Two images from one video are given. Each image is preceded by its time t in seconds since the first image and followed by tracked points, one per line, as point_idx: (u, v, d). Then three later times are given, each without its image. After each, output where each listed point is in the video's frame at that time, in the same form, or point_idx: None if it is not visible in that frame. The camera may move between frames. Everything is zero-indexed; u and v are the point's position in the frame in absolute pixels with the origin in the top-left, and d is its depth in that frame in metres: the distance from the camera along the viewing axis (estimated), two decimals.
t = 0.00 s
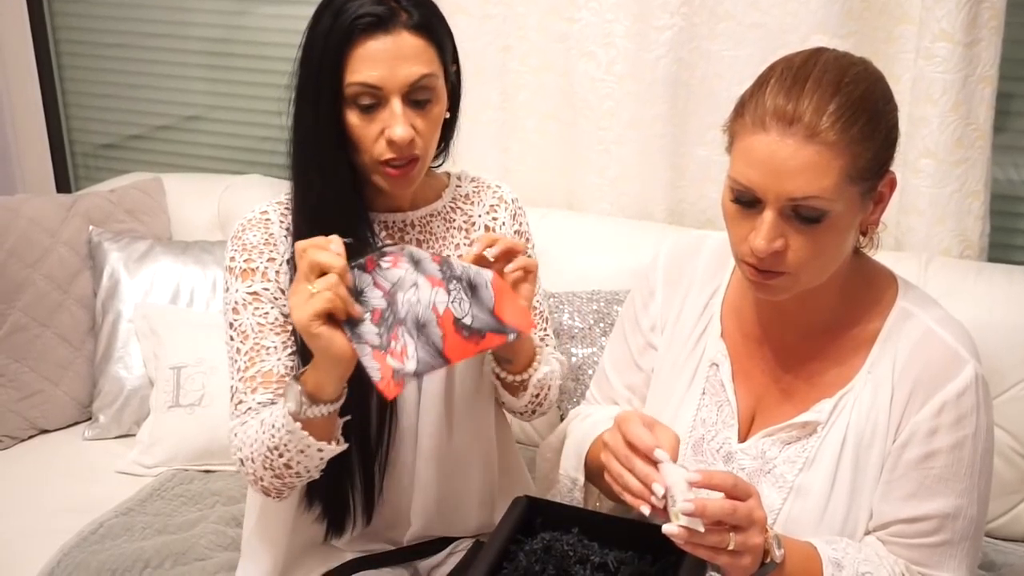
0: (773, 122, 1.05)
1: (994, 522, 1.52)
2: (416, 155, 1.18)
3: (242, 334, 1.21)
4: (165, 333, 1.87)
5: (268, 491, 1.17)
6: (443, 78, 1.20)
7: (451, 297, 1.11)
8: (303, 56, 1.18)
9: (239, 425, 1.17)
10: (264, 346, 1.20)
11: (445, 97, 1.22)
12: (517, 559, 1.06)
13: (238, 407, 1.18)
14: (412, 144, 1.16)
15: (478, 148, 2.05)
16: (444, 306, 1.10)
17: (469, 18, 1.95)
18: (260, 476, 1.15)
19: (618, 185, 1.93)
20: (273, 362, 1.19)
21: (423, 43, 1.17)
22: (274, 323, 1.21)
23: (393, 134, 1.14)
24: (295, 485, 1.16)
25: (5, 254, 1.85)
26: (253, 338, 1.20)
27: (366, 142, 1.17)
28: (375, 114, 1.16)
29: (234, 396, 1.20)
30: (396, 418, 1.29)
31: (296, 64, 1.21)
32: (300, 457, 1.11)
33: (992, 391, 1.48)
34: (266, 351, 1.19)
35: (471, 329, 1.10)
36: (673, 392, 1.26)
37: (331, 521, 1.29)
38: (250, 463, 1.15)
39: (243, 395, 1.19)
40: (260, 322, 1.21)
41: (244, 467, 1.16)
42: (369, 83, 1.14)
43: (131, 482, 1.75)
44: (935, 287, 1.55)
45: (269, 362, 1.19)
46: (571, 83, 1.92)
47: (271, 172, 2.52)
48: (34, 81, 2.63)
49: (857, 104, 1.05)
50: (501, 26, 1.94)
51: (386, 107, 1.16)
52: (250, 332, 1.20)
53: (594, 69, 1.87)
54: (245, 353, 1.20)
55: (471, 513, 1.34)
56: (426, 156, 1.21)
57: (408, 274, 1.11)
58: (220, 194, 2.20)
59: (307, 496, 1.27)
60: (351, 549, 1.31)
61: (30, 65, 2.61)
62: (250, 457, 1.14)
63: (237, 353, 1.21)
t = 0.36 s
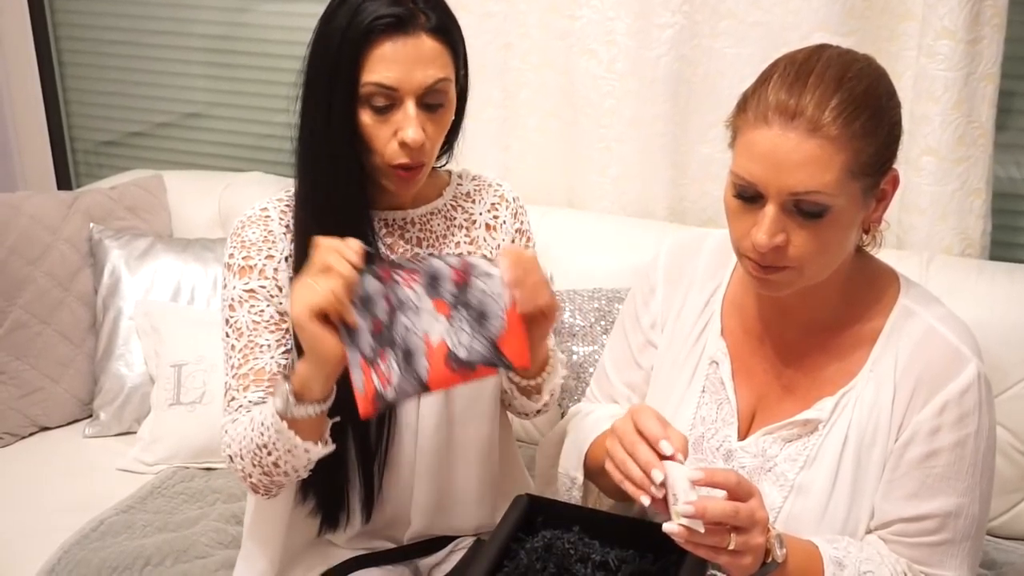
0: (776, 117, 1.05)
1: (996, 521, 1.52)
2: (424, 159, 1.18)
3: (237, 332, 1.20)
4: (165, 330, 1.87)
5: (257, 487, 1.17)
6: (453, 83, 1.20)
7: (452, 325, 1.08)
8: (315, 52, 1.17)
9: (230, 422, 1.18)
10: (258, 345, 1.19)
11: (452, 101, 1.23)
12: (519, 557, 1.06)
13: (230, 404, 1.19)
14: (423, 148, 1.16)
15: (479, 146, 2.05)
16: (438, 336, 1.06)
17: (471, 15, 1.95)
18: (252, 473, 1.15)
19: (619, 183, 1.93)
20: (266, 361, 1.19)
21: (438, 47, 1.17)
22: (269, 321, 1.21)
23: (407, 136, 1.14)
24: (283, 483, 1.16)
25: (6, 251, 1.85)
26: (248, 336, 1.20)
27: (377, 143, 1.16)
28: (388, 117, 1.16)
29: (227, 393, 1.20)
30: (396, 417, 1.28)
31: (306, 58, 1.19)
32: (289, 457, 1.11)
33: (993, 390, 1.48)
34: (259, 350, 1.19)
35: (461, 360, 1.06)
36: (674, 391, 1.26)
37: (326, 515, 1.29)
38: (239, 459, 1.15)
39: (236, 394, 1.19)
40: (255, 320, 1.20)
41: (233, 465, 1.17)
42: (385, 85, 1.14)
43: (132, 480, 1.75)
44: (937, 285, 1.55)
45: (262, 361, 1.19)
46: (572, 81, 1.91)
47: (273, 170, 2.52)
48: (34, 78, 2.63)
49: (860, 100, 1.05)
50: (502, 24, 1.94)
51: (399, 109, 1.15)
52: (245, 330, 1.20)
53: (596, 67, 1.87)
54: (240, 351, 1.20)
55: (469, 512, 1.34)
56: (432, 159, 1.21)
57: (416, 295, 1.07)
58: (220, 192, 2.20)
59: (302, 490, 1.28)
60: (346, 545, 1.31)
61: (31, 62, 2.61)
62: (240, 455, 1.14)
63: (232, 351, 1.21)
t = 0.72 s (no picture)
0: (754, 94, 1.10)
1: (996, 518, 1.51)
2: (427, 166, 1.18)
3: (233, 335, 1.20)
4: (164, 330, 1.87)
5: (254, 493, 1.16)
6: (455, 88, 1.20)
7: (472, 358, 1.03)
8: (314, 58, 1.15)
9: (227, 427, 1.17)
10: (254, 350, 1.19)
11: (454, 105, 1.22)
12: (517, 556, 1.06)
13: (225, 409, 1.19)
14: (427, 156, 1.16)
15: (477, 145, 2.04)
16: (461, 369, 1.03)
17: (468, 13, 1.94)
18: (249, 481, 1.14)
19: (618, 181, 1.92)
20: (263, 366, 1.19)
21: (441, 54, 1.15)
22: (265, 325, 1.20)
23: (411, 145, 1.14)
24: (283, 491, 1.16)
25: (4, 251, 1.84)
26: (245, 340, 1.19)
27: (379, 149, 1.16)
28: (392, 125, 1.15)
29: (221, 397, 1.20)
30: (395, 420, 1.27)
31: (305, 62, 1.17)
32: (296, 472, 1.11)
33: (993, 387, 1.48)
34: (256, 355, 1.19)
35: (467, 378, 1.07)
36: (672, 390, 1.25)
37: (325, 518, 1.29)
38: (238, 468, 1.15)
39: (231, 398, 1.19)
40: (252, 323, 1.20)
41: (231, 471, 1.16)
42: (389, 94, 1.13)
43: (130, 480, 1.75)
44: (936, 282, 1.54)
45: (259, 366, 1.19)
46: (570, 79, 1.91)
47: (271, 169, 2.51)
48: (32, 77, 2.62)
49: (843, 89, 1.07)
50: (500, 21, 1.93)
51: (404, 118, 1.15)
52: (242, 334, 1.19)
53: (594, 64, 1.86)
54: (236, 355, 1.19)
55: (470, 513, 1.34)
56: (433, 164, 1.21)
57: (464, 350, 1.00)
58: (218, 191, 2.20)
59: (298, 494, 1.27)
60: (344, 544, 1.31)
61: (28, 61, 2.60)
62: (239, 465, 1.14)
63: (227, 354, 1.20)
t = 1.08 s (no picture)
0: (746, 87, 1.11)
1: (993, 517, 1.52)
2: (425, 169, 1.18)
3: (232, 335, 1.19)
4: (161, 328, 1.86)
5: (252, 493, 1.16)
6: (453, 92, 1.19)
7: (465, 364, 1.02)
8: (314, 61, 1.15)
9: (225, 427, 1.17)
10: (253, 350, 1.19)
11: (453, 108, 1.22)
12: (515, 555, 1.06)
13: (224, 409, 1.18)
14: (424, 160, 1.16)
15: (475, 143, 2.04)
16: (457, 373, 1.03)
17: (466, 11, 1.94)
18: (248, 481, 1.14)
19: (616, 179, 1.92)
20: (262, 366, 1.19)
21: (441, 61, 1.15)
22: (264, 325, 1.20)
23: (407, 150, 1.14)
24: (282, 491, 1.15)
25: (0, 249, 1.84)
26: (243, 340, 1.19)
27: (377, 154, 1.16)
28: (390, 130, 1.15)
29: (220, 396, 1.19)
30: (394, 420, 1.27)
31: (304, 65, 1.17)
32: (297, 474, 1.11)
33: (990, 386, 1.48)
34: (255, 355, 1.19)
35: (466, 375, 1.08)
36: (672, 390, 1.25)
37: (323, 517, 1.29)
38: (236, 467, 1.14)
39: (229, 397, 1.18)
40: (250, 323, 1.19)
41: (228, 470, 1.16)
42: (387, 101, 1.12)
43: (127, 478, 1.74)
44: (933, 280, 1.55)
45: (257, 366, 1.19)
46: (568, 77, 1.90)
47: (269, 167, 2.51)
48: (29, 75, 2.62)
49: (833, 85, 1.07)
50: (498, 19, 1.93)
51: (402, 125, 1.15)
52: (241, 333, 1.19)
53: (592, 63, 1.86)
54: (234, 355, 1.19)
55: (467, 512, 1.34)
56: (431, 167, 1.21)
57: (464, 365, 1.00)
58: (215, 190, 2.19)
59: (297, 493, 1.27)
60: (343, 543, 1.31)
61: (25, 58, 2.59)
62: (236, 463, 1.14)
63: (225, 354, 1.20)
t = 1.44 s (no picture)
0: (747, 86, 1.11)
1: (993, 516, 1.52)
2: (422, 164, 1.18)
3: (232, 332, 1.19)
4: (161, 325, 1.86)
5: (251, 489, 1.16)
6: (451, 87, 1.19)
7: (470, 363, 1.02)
8: (313, 57, 1.15)
9: (224, 424, 1.17)
10: (252, 348, 1.19)
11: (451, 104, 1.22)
12: (515, 552, 1.05)
13: (224, 406, 1.19)
14: (421, 155, 1.15)
15: (476, 141, 2.04)
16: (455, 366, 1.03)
17: (467, 9, 1.94)
18: (248, 477, 1.14)
19: (616, 177, 1.92)
20: (261, 364, 1.19)
21: (438, 55, 1.15)
22: (264, 322, 1.20)
23: (403, 145, 1.13)
24: (280, 486, 1.15)
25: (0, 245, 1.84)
26: (243, 337, 1.19)
27: (372, 148, 1.16)
28: (383, 124, 1.15)
29: (220, 394, 1.19)
30: (394, 416, 1.27)
31: (304, 61, 1.17)
32: (294, 468, 1.10)
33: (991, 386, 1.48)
34: (254, 353, 1.19)
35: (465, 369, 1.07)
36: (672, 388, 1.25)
37: (323, 514, 1.29)
38: (237, 464, 1.14)
39: (229, 395, 1.18)
40: (250, 320, 1.19)
41: (227, 467, 1.16)
42: (380, 94, 1.12)
43: (127, 475, 1.74)
44: (934, 280, 1.54)
45: (257, 363, 1.19)
46: (569, 75, 1.90)
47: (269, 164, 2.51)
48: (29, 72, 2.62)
49: (834, 81, 1.07)
50: (499, 16, 1.92)
51: (396, 119, 1.14)
52: (240, 331, 1.19)
53: (593, 61, 1.86)
54: (234, 352, 1.19)
55: (467, 511, 1.34)
56: (429, 162, 1.21)
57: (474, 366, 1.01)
58: (215, 187, 2.19)
59: (297, 490, 1.27)
60: (342, 540, 1.31)
61: (25, 55, 2.59)
62: (237, 460, 1.14)
63: (225, 352, 1.20)
